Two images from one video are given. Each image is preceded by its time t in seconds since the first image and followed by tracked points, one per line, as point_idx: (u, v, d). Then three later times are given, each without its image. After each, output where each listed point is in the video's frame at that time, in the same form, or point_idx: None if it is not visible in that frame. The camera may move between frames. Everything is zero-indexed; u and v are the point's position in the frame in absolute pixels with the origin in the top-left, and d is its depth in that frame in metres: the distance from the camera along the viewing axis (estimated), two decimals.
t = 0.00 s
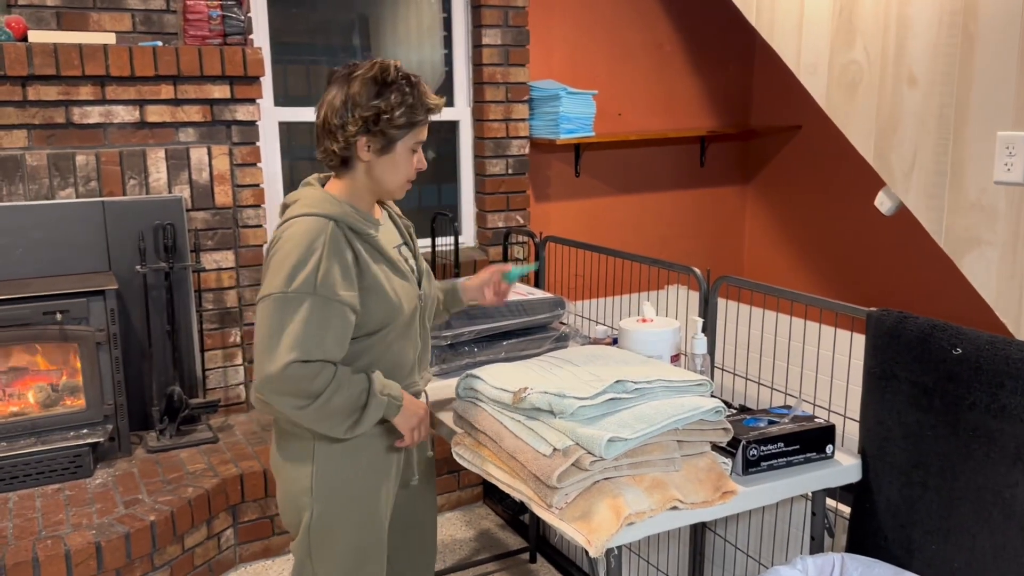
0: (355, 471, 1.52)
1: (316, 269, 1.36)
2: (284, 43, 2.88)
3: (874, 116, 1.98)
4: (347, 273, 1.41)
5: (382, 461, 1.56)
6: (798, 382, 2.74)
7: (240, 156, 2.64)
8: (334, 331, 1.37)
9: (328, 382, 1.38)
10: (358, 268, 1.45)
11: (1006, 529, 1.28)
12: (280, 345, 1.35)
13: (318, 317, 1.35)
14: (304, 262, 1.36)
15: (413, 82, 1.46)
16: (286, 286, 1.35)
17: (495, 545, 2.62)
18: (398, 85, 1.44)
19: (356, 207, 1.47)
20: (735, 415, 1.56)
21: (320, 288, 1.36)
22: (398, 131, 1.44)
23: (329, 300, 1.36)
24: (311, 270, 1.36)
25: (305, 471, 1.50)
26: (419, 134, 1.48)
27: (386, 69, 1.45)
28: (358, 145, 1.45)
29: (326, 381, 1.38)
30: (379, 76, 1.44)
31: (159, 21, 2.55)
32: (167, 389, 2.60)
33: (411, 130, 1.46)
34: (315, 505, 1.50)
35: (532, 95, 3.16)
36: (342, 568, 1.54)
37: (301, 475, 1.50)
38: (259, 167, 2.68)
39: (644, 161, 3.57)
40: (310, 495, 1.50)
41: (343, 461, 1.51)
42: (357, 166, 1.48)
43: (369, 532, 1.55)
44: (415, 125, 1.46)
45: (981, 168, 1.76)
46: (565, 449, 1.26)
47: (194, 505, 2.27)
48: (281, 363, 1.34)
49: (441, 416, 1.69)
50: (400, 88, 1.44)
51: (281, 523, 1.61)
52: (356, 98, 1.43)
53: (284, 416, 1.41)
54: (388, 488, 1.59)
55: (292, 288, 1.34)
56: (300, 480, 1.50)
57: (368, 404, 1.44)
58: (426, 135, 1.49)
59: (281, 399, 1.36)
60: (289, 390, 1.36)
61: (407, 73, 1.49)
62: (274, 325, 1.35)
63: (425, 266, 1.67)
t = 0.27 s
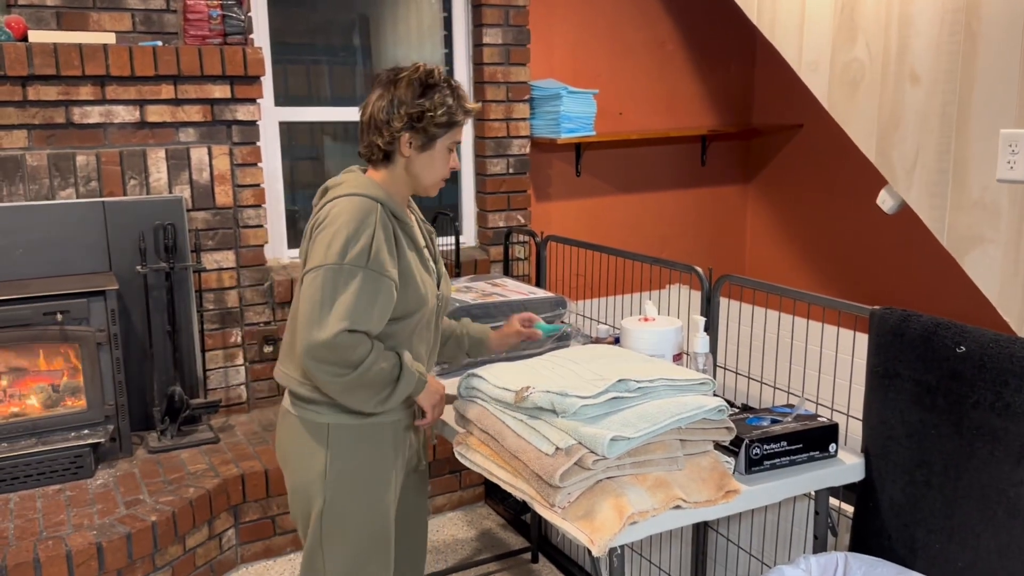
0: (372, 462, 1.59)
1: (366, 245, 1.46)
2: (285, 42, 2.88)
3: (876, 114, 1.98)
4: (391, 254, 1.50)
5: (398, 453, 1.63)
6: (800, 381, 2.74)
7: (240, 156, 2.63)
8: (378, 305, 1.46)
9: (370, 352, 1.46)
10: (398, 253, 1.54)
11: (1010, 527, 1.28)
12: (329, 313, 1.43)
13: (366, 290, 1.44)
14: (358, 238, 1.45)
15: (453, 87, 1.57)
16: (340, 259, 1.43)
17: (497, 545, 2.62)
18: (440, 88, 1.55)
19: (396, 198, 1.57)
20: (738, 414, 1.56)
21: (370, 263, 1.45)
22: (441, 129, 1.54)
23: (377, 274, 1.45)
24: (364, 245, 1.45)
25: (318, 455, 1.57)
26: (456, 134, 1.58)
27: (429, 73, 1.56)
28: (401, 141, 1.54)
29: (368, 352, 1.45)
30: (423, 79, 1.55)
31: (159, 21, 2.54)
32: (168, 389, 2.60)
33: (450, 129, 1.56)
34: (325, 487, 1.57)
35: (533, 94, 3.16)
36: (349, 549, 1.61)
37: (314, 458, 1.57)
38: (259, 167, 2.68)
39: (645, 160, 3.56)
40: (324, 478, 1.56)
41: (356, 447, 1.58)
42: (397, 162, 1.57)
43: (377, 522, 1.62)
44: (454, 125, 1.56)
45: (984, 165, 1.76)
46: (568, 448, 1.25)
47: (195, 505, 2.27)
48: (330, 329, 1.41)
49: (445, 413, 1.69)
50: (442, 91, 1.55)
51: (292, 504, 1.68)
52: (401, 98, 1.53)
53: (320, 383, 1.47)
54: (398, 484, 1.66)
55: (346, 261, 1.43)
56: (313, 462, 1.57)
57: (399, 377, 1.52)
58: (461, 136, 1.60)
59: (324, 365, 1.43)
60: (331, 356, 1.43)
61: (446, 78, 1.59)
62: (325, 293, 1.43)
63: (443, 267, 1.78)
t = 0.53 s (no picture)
0: (368, 457, 1.60)
1: (367, 233, 1.47)
2: (283, 43, 2.87)
3: (875, 114, 1.97)
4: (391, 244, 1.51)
5: (395, 451, 1.64)
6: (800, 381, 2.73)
7: (238, 157, 2.62)
8: (376, 292, 1.47)
9: (366, 340, 1.47)
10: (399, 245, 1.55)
11: (1012, 528, 1.28)
12: (327, 297, 1.44)
13: (364, 276, 1.45)
14: (359, 226, 1.47)
15: (468, 92, 1.58)
16: (340, 245, 1.45)
17: (497, 546, 2.61)
18: (456, 92, 1.56)
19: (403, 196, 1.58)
20: (739, 415, 1.55)
21: (370, 251, 1.46)
22: (452, 132, 1.54)
23: (377, 262, 1.46)
24: (365, 233, 1.46)
25: (315, 446, 1.58)
26: (469, 139, 1.58)
27: (446, 77, 1.57)
28: (413, 140, 1.55)
29: (364, 338, 1.46)
30: (440, 83, 1.56)
31: (156, 22, 2.53)
32: (166, 391, 2.59)
33: (462, 134, 1.56)
34: (322, 478, 1.58)
35: (531, 94, 3.15)
36: (346, 541, 1.62)
37: (311, 449, 1.58)
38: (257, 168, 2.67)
39: (644, 160, 3.56)
40: (320, 470, 1.57)
41: (353, 439, 1.58)
42: (408, 160, 1.59)
43: (371, 519, 1.62)
44: (467, 130, 1.56)
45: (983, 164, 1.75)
46: (568, 450, 1.25)
47: (194, 508, 2.26)
48: (327, 313, 1.42)
49: (444, 415, 1.69)
50: (457, 95, 1.55)
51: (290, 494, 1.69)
52: (416, 99, 1.54)
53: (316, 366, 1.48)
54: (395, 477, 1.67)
55: (346, 247, 1.44)
56: (310, 453, 1.58)
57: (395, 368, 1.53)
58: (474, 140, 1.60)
59: (320, 348, 1.44)
60: (327, 340, 1.44)
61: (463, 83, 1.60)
62: (323, 277, 1.44)
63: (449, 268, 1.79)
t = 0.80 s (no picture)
0: (366, 458, 1.60)
1: (361, 231, 1.47)
2: (277, 45, 2.86)
3: (870, 113, 1.97)
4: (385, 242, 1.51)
5: (391, 454, 1.64)
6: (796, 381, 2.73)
7: (233, 159, 2.62)
8: (369, 289, 1.47)
9: (360, 337, 1.47)
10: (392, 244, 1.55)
11: (1008, 528, 1.28)
12: (320, 294, 1.44)
13: (357, 274, 1.45)
14: (352, 223, 1.47)
15: (459, 92, 1.58)
16: (332, 243, 1.45)
17: (494, 547, 2.61)
18: (446, 93, 1.56)
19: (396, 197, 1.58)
20: (735, 415, 1.55)
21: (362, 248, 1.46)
22: (442, 132, 1.54)
23: (370, 260, 1.46)
24: (358, 230, 1.47)
25: (310, 442, 1.58)
26: (461, 138, 1.58)
27: (437, 78, 1.57)
28: (404, 141, 1.56)
29: (357, 335, 1.46)
30: (430, 84, 1.56)
31: (150, 23, 2.52)
32: (162, 394, 2.58)
33: (453, 134, 1.56)
34: (318, 474, 1.57)
35: (526, 95, 3.15)
36: (344, 537, 1.61)
37: (306, 445, 1.58)
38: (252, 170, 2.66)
39: (638, 160, 3.56)
40: (316, 467, 1.57)
41: (347, 435, 1.58)
42: (401, 161, 1.60)
43: (368, 516, 1.62)
44: (457, 130, 1.56)
45: (978, 164, 1.75)
46: (565, 452, 1.25)
47: (190, 510, 2.25)
48: (320, 310, 1.43)
49: (440, 417, 1.68)
50: (446, 96, 1.55)
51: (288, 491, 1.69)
52: (406, 100, 1.55)
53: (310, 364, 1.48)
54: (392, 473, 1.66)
55: (338, 245, 1.45)
56: (305, 450, 1.58)
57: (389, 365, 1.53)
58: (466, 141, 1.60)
59: (313, 345, 1.45)
60: (320, 337, 1.44)
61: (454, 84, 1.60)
62: (317, 274, 1.44)
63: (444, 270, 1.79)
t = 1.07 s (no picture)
0: (357, 458, 1.60)
1: (347, 230, 1.47)
2: (269, 44, 2.85)
3: (862, 112, 1.98)
4: (372, 241, 1.51)
5: (382, 452, 1.64)
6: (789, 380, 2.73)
7: (224, 159, 2.61)
8: (357, 288, 1.47)
9: (349, 335, 1.47)
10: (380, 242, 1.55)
11: (1000, 525, 1.28)
12: (308, 293, 1.44)
13: (344, 273, 1.45)
14: (337, 222, 1.47)
15: (441, 90, 1.58)
16: (318, 243, 1.45)
17: (488, 548, 2.61)
18: (427, 91, 1.56)
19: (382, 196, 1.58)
20: (728, 414, 1.55)
21: (349, 248, 1.46)
22: (425, 129, 1.55)
23: (357, 259, 1.46)
24: (344, 229, 1.47)
25: (301, 441, 1.57)
26: (444, 136, 1.58)
27: (419, 77, 1.57)
28: (387, 140, 1.57)
29: (345, 334, 1.46)
30: (412, 83, 1.57)
31: (140, 24, 2.49)
32: (154, 395, 2.57)
33: (436, 131, 1.56)
34: (309, 473, 1.57)
35: (519, 94, 3.15)
36: (336, 537, 1.61)
37: (297, 445, 1.57)
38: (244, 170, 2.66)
39: (631, 159, 3.56)
40: (307, 466, 1.57)
41: (338, 434, 1.58)
42: (386, 161, 1.60)
43: (361, 515, 1.62)
44: (440, 127, 1.56)
45: (969, 162, 1.75)
46: (558, 452, 1.24)
47: (183, 512, 2.24)
48: (308, 310, 1.43)
49: (432, 417, 1.68)
50: (428, 94, 1.56)
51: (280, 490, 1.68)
52: (388, 100, 1.56)
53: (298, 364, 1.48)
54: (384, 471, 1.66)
55: (324, 244, 1.45)
56: (296, 449, 1.58)
57: (379, 363, 1.53)
58: (450, 138, 1.60)
59: (301, 345, 1.45)
60: (309, 336, 1.44)
61: (437, 82, 1.60)
62: (304, 275, 1.44)
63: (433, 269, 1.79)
